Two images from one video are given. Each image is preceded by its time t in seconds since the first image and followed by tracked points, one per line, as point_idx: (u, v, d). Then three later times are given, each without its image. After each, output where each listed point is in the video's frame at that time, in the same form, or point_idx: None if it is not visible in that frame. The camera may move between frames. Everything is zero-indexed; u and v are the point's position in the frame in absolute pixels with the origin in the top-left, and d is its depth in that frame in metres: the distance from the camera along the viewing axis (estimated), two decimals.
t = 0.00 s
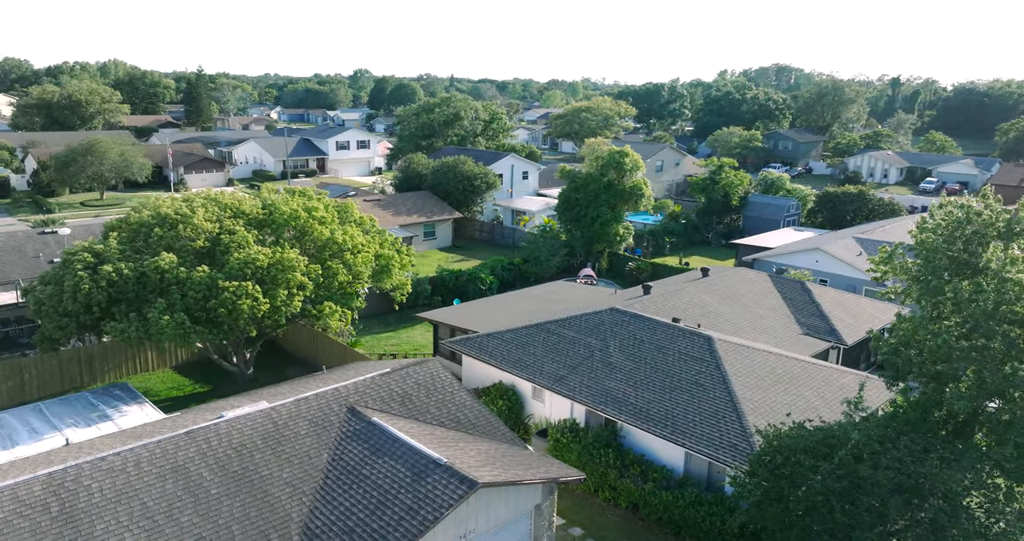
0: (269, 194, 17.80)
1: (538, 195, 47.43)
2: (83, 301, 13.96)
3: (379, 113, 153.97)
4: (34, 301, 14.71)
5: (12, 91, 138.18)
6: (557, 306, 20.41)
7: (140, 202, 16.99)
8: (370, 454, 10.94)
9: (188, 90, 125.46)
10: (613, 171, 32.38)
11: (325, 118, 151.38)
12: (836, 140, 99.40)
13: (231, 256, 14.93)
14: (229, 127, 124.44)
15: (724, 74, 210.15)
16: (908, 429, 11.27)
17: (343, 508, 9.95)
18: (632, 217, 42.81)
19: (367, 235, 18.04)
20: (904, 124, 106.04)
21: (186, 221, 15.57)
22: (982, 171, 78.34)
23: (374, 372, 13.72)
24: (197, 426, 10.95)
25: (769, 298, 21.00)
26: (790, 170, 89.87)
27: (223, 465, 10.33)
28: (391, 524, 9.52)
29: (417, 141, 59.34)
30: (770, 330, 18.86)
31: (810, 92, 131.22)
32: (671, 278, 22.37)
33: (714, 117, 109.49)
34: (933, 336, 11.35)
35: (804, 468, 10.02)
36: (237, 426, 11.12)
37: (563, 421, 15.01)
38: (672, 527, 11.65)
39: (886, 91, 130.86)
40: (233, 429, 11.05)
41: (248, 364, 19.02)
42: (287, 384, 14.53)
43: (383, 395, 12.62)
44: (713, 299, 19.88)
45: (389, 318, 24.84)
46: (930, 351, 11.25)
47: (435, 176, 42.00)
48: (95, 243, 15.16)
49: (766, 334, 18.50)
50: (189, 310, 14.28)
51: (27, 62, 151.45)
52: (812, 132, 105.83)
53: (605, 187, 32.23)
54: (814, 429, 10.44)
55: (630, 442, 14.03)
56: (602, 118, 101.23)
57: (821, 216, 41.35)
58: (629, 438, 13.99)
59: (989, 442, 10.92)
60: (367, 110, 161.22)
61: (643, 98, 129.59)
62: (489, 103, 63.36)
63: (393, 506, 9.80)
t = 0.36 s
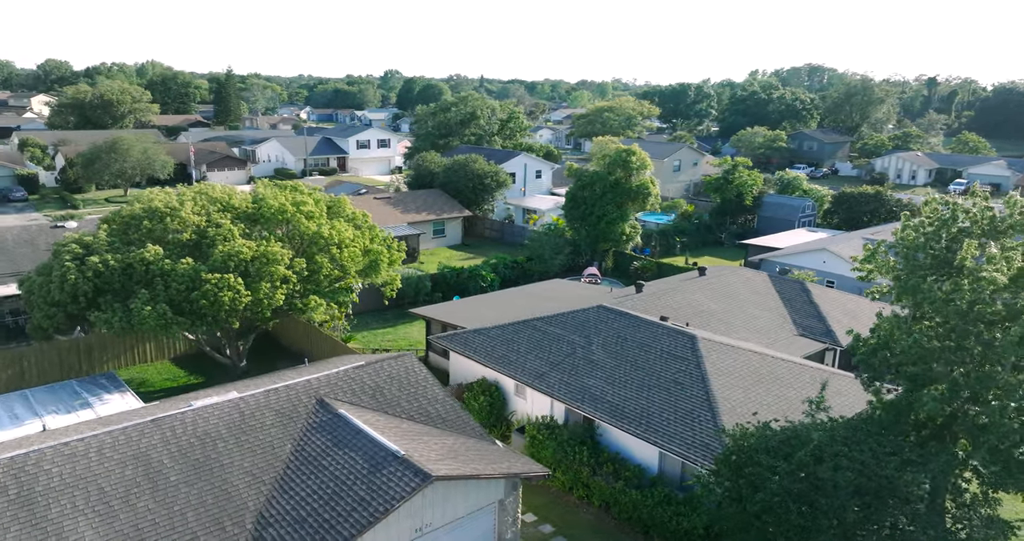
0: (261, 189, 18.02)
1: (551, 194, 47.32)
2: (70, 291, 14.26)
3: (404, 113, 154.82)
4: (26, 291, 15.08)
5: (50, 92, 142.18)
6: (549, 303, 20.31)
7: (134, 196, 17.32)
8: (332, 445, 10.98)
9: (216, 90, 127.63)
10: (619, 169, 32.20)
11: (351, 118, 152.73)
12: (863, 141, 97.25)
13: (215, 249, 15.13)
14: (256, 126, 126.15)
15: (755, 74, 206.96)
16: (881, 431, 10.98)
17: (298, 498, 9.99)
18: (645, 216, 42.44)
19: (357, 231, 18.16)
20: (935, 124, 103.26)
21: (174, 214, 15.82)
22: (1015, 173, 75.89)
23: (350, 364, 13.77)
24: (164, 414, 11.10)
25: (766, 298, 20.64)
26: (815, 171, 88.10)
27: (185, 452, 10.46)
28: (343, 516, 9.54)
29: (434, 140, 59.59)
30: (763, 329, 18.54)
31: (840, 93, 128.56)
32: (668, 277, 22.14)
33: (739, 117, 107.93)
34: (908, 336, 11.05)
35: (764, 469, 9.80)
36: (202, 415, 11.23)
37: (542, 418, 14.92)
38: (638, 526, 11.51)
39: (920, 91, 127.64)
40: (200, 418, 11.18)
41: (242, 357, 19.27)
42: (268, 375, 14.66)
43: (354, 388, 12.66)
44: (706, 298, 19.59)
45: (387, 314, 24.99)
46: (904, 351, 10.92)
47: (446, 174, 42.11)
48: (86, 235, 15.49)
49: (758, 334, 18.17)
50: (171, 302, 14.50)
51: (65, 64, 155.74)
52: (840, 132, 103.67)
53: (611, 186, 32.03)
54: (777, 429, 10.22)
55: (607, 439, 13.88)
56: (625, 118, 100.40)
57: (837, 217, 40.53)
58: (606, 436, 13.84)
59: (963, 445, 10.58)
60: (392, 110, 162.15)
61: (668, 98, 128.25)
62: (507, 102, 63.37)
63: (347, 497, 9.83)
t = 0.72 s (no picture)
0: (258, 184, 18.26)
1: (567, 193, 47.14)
2: (64, 282, 14.63)
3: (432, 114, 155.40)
4: (26, 281, 15.52)
5: (91, 92, 146.48)
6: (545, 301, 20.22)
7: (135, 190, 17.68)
8: (301, 435, 11.08)
9: (248, 90, 129.82)
10: (631, 169, 31.90)
11: (380, 118, 154.01)
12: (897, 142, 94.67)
13: (206, 242, 15.38)
14: (285, 125, 127.87)
15: (790, 74, 203.17)
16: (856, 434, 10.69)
17: (260, 487, 10.10)
18: (661, 216, 41.99)
19: (352, 226, 18.29)
20: (974, 125, 99.99)
21: (169, 208, 16.12)
22: None
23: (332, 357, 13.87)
24: (139, 402, 11.29)
25: (767, 298, 20.26)
26: (845, 173, 86.04)
27: (155, 440, 10.64)
28: (301, 506, 9.61)
29: (454, 139, 59.81)
30: (760, 330, 18.19)
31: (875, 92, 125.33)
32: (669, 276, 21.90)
33: (768, 117, 106.04)
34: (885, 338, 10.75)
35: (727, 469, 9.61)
36: (176, 404, 11.40)
37: (525, 415, 14.85)
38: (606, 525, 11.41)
39: (959, 91, 123.79)
40: (173, 406, 11.35)
41: (240, 349, 19.60)
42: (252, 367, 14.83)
43: (330, 380, 12.73)
44: (704, 298, 19.30)
45: (391, 311, 25.19)
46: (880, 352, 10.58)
47: (461, 172, 42.17)
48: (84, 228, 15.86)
49: (755, 335, 17.86)
50: (161, 294, 14.79)
51: (106, 65, 160.19)
52: (873, 133, 101.18)
53: (622, 185, 31.80)
54: (743, 429, 10.02)
55: (585, 437, 13.73)
56: (651, 118, 99.34)
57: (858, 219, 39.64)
58: (586, 434, 13.71)
59: (938, 449, 10.26)
60: (420, 110, 162.91)
61: (697, 98, 126.75)
62: (528, 102, 63.24)
63: (308, 488, 9.90)
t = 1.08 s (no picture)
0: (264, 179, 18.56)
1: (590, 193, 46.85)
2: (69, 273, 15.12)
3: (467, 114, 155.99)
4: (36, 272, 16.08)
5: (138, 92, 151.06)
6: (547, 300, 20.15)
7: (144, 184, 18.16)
8: (277, 426, 11.22)
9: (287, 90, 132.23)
10: (648, 168, 31.52)
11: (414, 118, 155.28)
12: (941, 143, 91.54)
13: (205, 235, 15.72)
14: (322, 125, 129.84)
15: (833, 74, 198.15)
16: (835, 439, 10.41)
17: (232, 475, 10.28)
18: (683, 217, 41.48)
19: (353, 222, 18.47)
20: None
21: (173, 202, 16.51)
22: None
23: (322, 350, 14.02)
24: (125, 389, 11.58)
25: (774, 300, 19.86)
26: (884, 175, 83.63)
27: (136, 427, 10.91)
28: (267, 495, 9.74)
29: (481, 138, 59.95)
30: (763, 333, 17.84)
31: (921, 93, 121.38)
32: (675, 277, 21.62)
33: (806, 118, 103.72)
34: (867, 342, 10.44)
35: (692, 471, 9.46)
36: (160, 392, 11.65)
37: (514, 411, 14.82)
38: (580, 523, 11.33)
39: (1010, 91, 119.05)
40: (157, 394, 11.60)
41: (247, 342, 19.99)
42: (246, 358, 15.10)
43: (314, 373, 12.87)
44: (707, 299, 18.99)
45: (401, 308, 25.43)
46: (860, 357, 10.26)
47: (483, 171, 42.24)
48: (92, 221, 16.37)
49: (757, 338, 17.52)
50: (160, 286, 15.18)
51: (153, 66, 164.92)
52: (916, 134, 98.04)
53: (639, 185, 31.47)
54: (712, 431, 9.84)
55: (570, 437, 13.63)
56: (685, 118, 98.07)
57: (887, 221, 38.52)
58: (571, 433, 13.61)
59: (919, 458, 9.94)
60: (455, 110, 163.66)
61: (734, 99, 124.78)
62: (556, 101, 63.02)
63: (277, 477, 10.03)
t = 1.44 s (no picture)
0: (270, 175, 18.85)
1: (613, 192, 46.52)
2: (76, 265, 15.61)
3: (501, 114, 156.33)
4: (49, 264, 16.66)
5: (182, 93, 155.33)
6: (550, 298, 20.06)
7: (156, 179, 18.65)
8: (258, 417, 11.37)
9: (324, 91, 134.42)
10: (666, 168, 31.10)
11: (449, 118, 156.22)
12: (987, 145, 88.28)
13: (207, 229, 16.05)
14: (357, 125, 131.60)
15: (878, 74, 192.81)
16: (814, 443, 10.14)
17: (208, 464, 10.46)
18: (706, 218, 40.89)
19: (357, 218, 18.63)
20: None
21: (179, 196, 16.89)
22: None
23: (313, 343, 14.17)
24: (115, 377, 11.89)
25: (783, 302, 19.41)
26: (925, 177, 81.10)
27: (120, 415, 11.18)
28: (238, 484, 9.88)
29: (508, 138, 60.02)
30: (766, 335, 17.47)
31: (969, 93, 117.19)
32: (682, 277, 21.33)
33: (844, 119, 101.24)
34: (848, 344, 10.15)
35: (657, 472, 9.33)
36: (148, 381, 11.91)
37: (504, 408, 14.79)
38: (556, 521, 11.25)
39: None
40: (145, 383, 11.86)
41: (254, 335, 20.36)
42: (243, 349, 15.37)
43: (301, 366, 13.03)
44: (711, 300, 18.65)
45: (412, 304, 25.65)
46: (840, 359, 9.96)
47: (505, 170, 42.26)
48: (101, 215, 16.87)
49: (759, 340, 17.16)
50: (162, 278, 15.56)
51: (198, 67, 169.34)
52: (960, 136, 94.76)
53: (657, 185, 31.12)
54: (682, 431, 9.67)
55: (556, 435, 13.53)
56: (719, 119, 96.62)
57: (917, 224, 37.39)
58: (557, 431, 13.50)
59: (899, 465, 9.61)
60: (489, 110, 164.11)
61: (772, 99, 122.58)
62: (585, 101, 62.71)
63: (249, 466, 10.17)
